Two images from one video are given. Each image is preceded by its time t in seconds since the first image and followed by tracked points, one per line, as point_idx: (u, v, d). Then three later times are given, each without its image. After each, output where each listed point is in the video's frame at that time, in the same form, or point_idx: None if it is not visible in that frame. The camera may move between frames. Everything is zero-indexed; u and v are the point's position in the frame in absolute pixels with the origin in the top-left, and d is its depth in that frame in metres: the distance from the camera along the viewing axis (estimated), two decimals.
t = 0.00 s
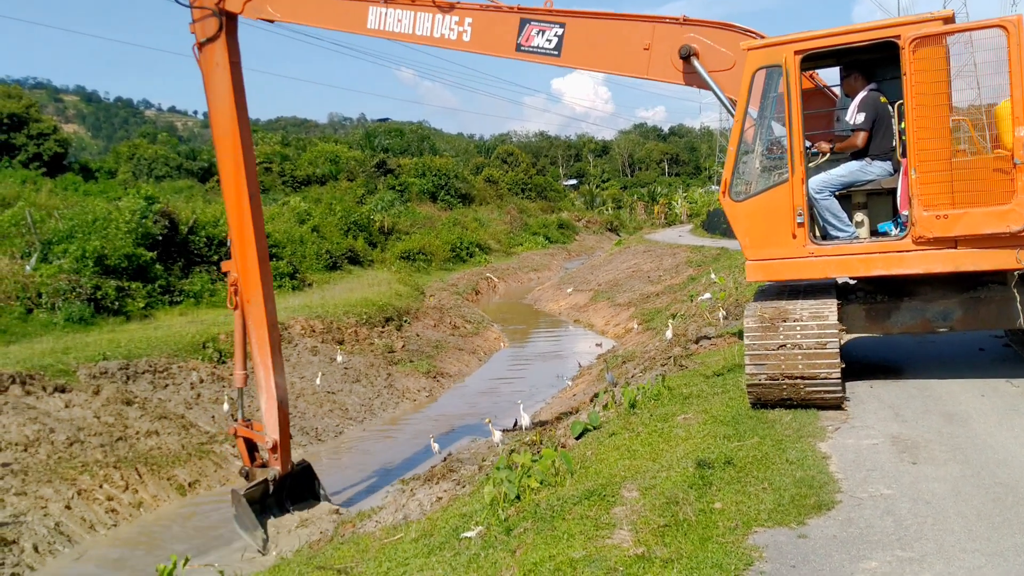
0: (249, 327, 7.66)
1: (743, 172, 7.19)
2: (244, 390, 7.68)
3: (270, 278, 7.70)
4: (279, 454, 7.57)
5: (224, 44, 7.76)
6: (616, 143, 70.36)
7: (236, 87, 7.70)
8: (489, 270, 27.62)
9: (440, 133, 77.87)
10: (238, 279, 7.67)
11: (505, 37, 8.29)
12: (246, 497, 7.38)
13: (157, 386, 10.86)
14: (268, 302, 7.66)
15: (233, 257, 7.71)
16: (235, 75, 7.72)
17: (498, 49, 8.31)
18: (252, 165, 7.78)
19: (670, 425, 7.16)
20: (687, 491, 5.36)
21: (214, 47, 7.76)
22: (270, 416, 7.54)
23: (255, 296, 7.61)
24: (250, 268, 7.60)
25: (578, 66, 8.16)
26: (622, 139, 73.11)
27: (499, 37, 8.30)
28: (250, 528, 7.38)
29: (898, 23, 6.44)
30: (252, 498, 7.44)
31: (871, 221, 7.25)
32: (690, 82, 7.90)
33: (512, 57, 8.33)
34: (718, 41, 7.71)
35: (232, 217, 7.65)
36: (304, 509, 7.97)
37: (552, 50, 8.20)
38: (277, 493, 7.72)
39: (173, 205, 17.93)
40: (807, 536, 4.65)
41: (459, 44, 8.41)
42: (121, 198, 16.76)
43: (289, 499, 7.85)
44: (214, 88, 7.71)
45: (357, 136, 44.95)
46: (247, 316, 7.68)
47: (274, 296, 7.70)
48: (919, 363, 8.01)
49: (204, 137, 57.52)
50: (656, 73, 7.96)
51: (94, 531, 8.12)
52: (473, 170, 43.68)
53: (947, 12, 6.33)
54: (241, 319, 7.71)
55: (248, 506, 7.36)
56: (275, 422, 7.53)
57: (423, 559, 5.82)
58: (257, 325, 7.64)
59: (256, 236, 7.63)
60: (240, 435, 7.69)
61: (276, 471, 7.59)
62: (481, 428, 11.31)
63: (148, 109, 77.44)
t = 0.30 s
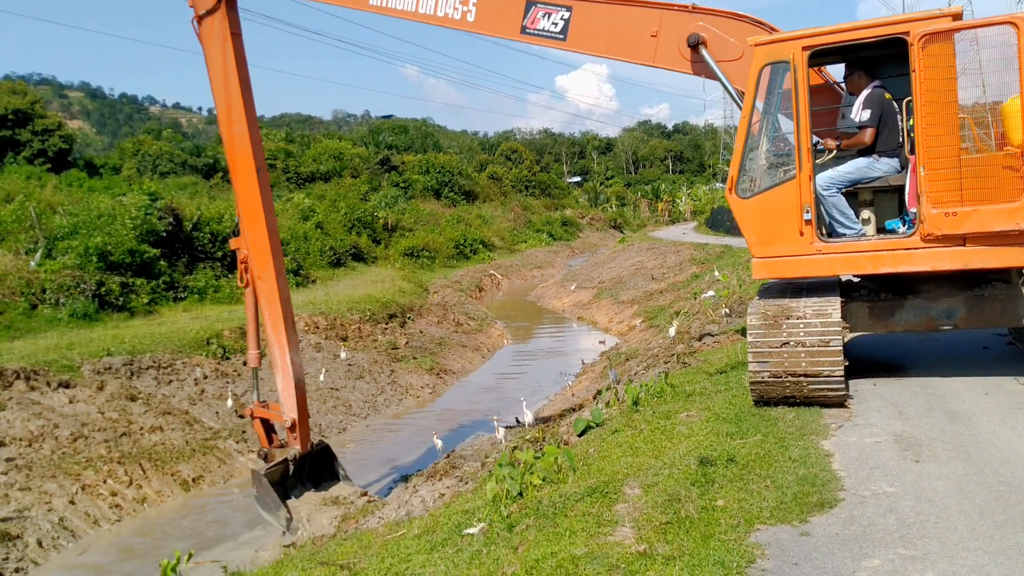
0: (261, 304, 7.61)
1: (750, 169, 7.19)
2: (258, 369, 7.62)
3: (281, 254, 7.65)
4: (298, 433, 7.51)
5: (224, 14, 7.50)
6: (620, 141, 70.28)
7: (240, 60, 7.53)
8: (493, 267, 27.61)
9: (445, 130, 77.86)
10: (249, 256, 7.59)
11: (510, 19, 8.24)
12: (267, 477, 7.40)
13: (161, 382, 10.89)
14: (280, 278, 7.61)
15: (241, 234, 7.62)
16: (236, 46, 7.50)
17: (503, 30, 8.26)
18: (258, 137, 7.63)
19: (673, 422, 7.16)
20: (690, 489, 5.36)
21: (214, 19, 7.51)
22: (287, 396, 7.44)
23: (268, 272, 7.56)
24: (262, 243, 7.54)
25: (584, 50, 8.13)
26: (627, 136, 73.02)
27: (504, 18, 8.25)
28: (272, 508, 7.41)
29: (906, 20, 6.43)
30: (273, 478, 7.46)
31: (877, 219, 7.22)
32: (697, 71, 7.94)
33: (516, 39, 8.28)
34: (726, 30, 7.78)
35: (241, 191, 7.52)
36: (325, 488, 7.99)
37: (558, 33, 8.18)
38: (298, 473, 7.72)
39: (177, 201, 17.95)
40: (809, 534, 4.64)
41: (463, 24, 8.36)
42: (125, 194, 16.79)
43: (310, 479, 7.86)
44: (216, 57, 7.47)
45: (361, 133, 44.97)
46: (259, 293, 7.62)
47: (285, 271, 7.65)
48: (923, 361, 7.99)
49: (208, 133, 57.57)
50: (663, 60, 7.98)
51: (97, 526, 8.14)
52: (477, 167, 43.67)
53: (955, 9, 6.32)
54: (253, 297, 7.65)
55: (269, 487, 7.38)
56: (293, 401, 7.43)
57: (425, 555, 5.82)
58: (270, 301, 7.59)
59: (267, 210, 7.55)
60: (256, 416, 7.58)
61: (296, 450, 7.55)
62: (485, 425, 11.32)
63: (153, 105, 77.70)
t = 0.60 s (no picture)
0: (270, 279, 7.51)
1: (756, 165, 7.14)
2: (269, 350, 7.52)
3: (290, 227, 7.57)
4: (312, 413, 7.52)
5: None
6: (625, 137, 70.13)
7: (240, 33, 7.38)
8: (497, 263, 27.61)
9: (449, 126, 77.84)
10: (255, 232, 7.50)
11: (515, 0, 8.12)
12: (284, 457, 7.37)
13: (165, 378, 10.91)
14: (288, 253, 7.52)
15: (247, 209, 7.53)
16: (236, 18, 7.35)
17: (506, 10, 8.13)
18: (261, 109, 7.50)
19: (675, 420, 7.14)
20: (691, 487, 5.35)
21: None
22: (302, 375, 7.42)
23: (275, 248, 7.47)
24: (269, 217, 7.46)
25: (588, 34, 8.09)
26: (631, 133, 72.89)
27: None
28: (290, 489, 7.40)
29: (915, 15, 6.40)
30: (289, 459, 7.43)
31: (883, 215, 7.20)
32: (704, 61, 7.90)
33: (520, 21, 8.17)
34: (734, 20, 7.76)
35: (245, 165, 7.41)
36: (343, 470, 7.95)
37: (563, 17, 8.10)
38: (314, 454, 7.70)
39: (180, 197, 17.96)
40: (811, 532, 4.63)
41: (465, 4, 8.17)
42: (129, 190, 16.81)
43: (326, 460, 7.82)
44: (214, 30, 7.33)
45: (365, 130, 44.96)
46: (267, 269, 7.54)
47: (294, 245, 7.56)
48: (927, 359, 7.96)
49: (213, 129, 57.64)
50: (668, 47, 7.93)
51: (100, 522, 8.16)
52: (481, 164, 43.64)
53: (965, 4, 6.29)
54: (261, 273, 7.58)
55: (285, 467, 7.36)
56: (307, 380, 7.42)
57: (427, 552, 5.82)
58: (279, 277, 7.49)
59: (273, 183, 7.47)
60: (269, 398, 7.57)
61: (312, 431, 7.53)
62: (489, 422, 11.32)
63: (158, 102, 77.78)
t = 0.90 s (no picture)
0: (280, 262, 7.53)
1: (763, 162, 7.12)
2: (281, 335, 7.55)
3: (296, 209, 7.60)
4: (331, 399, 7.60)
5: None
6: (627, 134, 70.07)
7: (237, 17, 7.29)
8: (499, 260, 27.62)
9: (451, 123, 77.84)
10: (262, 216, 7.50)
11: None
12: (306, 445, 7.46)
13: (167, 375, 10.93)
14: (297, 235, 7.55)
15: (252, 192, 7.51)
16: None
17: None
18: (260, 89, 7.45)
19: (677, 417, 7.14)
20: (693, 485, 5.35)
21: None
22: (319, 360, 7.53)
23: (284, 231, 7.49)
24: (276, 199, 7.46)
25: (591, 23, 7.98)
26: (634, 130, 72.81)
27: None
28: (315, 477, 7.50)
29: (924, 11, 6.37)
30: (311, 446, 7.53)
31: (890, 212, 7.11)
32: (708, 52, 7.90)
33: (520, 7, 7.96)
34: (739, 12, 7.76)
35: (248, 147, 7.40)
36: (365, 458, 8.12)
37: (564, 4, 7.96)
38: (335, 442, 7.82)
39: (182, 194, 17.97)
40: (813, 530, 4.63)
41: None
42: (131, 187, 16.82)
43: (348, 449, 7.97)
44: (207, 12, 7.23)
45: (368, 127, 44.97)
46: (276, 252, 7.55)
47: (301, 227, 7.59)
48: (929, 356, 7.96)
49: (215, 126, 57.68)
50: (672, 37, 7.89)
51: (103, 519, 8.17)
52: (484, 161, 43.64)
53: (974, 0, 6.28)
54: (270, 257, 7.60)
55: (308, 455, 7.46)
56: (324, 365, 7.53)
57: (429, 550, 5.83)
58: (289, 260, 7.52)
59: (277, 163, 7.48)
60: (285, 385, 7.68)
61: (332, 417, 7.67)
62: (492, 419, 11.32)
63: (160, 99, 77.81)
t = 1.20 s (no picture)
0: (291, 244, 7.52)
1: (768, 158, 7.07)
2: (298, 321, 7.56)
3: (303, 189, 7.57)
4: (354, 381, 7.68)
5: None
6: (626, 132, 70.05)
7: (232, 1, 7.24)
8: (498, 258, 27.58)
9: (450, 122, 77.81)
10: (270, 198, 7.47)
11: None
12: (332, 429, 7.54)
13: (166, 373, 10.88)
14: (306, 215, 7.54)
15: (256, 174, 7.47)
16: None
17: None
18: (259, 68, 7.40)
19: (677, 415, 7.11)
20: (694, 483, 5.31)
21: None
22: (338, 342, 7.55)
23: (294, 211, 7.47)
24: (283, 178, 7.42)
25: (591, 11, 7.82)
26: (633, 127, 72.76)
27: None
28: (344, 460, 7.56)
29: (933, 6, 6.35)
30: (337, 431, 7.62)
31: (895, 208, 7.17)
32: (711, 43, 7.86)
33: None
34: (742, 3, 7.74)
35: (250, 128, 7.35)
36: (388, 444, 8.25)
37: None
38: (360, 428, 7.94)
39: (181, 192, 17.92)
40: (815, 528, 4.59)
41: None
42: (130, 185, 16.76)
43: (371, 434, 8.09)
44: None
45: (366, 125, 44.94)
46: (287, 234, 7.54)
47: (310, 206, 7.58)
48: (930, 353, 7.93)
49: (214, 125, 57.60)
50: (674, 28, 7.84)
51: (101, 518, 8.13)
52: (483, 158, 43.61)
53: None
54: (279, 239, 7.57)
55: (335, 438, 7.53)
56: (344, 348, 7.54)
57: (428, 549, 5.79)
58: (301, 242, 7.53)
59: (282, 141, 7.43)
60: (303, 372, 7.67)
61: (357, 400, 7.73)
62: (492, 417, 11.24)
63: (159, 97, 77.71)
